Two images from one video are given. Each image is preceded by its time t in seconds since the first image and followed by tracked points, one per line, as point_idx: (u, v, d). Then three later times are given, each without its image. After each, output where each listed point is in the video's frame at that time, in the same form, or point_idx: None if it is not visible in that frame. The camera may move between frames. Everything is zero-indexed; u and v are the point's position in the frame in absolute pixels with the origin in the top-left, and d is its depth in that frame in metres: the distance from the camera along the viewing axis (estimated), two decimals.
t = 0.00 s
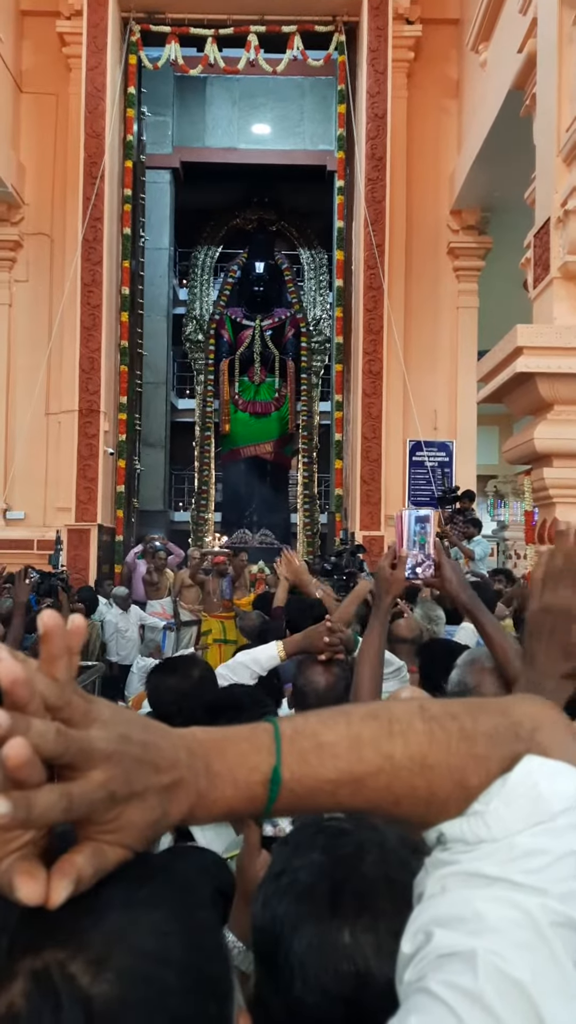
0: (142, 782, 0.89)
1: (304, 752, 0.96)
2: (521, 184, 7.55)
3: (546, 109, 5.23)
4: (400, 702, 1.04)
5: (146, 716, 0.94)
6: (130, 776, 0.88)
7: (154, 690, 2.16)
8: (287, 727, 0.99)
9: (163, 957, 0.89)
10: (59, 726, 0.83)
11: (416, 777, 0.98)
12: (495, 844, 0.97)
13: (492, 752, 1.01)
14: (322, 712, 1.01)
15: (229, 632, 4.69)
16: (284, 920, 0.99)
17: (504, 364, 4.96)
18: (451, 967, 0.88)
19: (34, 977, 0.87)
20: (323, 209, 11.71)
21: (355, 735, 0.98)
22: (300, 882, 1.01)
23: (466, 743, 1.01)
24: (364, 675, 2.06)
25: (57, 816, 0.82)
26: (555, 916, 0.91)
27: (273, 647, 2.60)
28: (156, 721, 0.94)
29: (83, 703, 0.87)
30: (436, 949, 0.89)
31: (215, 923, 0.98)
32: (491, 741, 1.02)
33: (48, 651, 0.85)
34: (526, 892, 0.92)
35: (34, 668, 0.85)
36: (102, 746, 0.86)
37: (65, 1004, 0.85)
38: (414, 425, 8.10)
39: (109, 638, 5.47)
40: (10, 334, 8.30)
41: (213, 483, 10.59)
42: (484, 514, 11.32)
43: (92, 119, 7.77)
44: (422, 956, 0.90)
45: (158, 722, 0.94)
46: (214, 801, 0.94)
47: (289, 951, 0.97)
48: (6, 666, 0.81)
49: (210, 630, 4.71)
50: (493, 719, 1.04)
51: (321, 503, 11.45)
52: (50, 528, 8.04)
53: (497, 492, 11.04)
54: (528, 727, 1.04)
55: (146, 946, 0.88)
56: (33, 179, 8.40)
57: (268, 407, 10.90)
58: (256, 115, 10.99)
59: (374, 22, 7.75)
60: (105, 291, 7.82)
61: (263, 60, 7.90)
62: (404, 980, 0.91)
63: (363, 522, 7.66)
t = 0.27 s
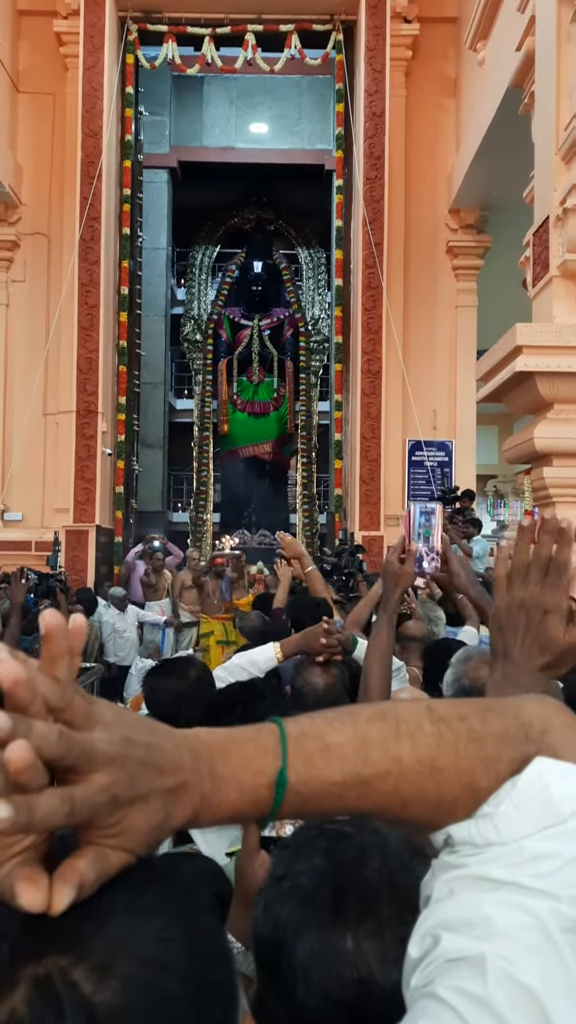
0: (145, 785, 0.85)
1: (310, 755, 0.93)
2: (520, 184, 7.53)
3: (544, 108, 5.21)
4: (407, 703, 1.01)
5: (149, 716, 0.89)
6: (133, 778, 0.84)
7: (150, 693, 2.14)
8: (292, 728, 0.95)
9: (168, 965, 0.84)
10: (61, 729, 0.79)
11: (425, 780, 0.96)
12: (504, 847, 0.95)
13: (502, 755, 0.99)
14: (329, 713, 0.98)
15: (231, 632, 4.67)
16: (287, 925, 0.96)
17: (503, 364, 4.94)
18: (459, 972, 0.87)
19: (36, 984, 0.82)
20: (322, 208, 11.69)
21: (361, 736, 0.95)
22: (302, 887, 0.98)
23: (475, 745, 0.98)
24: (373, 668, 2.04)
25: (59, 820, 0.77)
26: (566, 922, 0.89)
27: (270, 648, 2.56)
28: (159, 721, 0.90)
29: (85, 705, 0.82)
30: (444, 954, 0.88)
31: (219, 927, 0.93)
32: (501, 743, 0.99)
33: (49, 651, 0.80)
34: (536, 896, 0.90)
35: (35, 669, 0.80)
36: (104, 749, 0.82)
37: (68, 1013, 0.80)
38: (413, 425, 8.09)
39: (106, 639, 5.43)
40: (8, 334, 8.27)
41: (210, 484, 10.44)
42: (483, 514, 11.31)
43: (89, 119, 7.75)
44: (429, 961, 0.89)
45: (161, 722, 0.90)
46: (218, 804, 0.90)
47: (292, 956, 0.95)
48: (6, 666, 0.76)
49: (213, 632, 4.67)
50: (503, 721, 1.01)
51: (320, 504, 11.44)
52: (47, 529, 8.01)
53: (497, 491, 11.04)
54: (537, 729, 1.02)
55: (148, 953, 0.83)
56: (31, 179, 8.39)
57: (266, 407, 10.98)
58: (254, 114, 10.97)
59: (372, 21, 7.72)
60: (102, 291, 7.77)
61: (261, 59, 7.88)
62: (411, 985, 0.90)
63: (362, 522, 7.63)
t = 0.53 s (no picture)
0: (143, 786, 0.85)
1: (305, 756, 0.93)
2: (518, 184, 7.52)
3: (542, 109, 5.20)
4: (401, 705, 1.00)
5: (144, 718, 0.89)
6: (130, 780, 0.84)
7: (147, 694, 2.14)
8: (288, 730, 0.95)
9: (166, 966, 0.83)
10: (59, 731, 0.79)
11: (419, 782, 0.95)
12: (497, 848, 0.94)
13: (496, 756, 0.98)
14: (324, 714, 0.97)
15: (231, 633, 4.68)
16: (281, 930, 0.96)
17: (501, 364, 4.94)
18: (453, 973, 0.87)
19: (37, 983, 0.82)
20: (321, 209, 11.67)
21: (357, 738, 0.95)
22: (297, 891, 0.98)
23: (469, 746, 0.98)
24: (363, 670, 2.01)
25: (58, 821, 0.78)
26: (559, 923, 0.89)
27: (265, 653, 2.56)
28: (155, 723, 0.90)
29: (83, 708, 0.83)
30: (438, 954, 0.89)
31: (214, 925, 0.92)
32: (495, 744, 0.99)
33: (47, 655, 0.81)
34: (529, 898, 0.90)
35: (33, 673, 0.81)
36: (102, 750, 0.82)
37: (70, 1011, 0.80)
38: (412, 425, 8.08)
39: (105, 640, 5.44)
40: (6, 336, 8.27)
41: (209, 484, 10.55)
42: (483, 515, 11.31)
43: (86, 121, 7.76)
44: (423, 962, 0.89)
45: (156, 724, 0.89)
46: (214, 805, 0.90)
47: (287, 960, 0.95)
48: (5, 670, 0.76)
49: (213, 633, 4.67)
50: (498, 723, 1.00)
51: (319, 504, 11.43)
52: (47, 531, 8.02)
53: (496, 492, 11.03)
54: (531, 731, 1.01)
55: (145, 953, 0.83)
56: (29, 181, 8.39)
57: (265, 408, 10.97)
58: (252, 115, 10.97)
59: (369, 22, 7.74)
60: (100, 292, 7.77)
61: (258, 61, 7.89)
62: (405, 985, 0.90)
63: (361, 523, 7.63)
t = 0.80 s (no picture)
0: (146, 795, 0.84)
1: (307, 766, 0.92)
2: (514, 186, 7.53)
3: (538, 113, 5.21)
4: (402, 716, 1.00)
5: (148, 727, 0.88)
6: (135, 789, 0.83)
7: (144, 699, 2.14)
8: (290, 740, 0.94)
9: (166, 971, 0.84)
10: (65, 741, 0.78)
11: (420, 793, 0.95)
12: (498, 859, 0.93)
13: (496, 767, 0.97)
14: (327, 724, 0.96)
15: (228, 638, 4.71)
16: (277, 939, 0.97)
17: (498, 367, 4.95)
18: (453, 982, 0.88)
19: (40, 988, 0.83)
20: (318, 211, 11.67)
21: (359, 749, 0.94)
22: (293, 899, 0.99)
23: (470, 757, 0.97)
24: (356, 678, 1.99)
25: (63, 828, 0.77)
26: (557, 932, 0.89)
27: (261, 655, 2.53)
28: (158, 732, 0.89)
29: (88, 717, 0.82)
30: (438, 963, 0.89)
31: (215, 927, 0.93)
32: (496, 756, 0.98)
33: (54, 666, 0.79)
34: (529, 909, 0.90)
35: (39, 683, 0.79)
36: (108, 759, 0.81)
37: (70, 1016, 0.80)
38: (409, 427, 8.08)
39: (103, 644, 5.45)
40: (3, 338, 8.26)
41: (206, 487, 10.48)
42: (480, 517, 11.33)
43: (83, 125, 7.77)
44: (423, 970, 0.89)
45: (159, 733, 0.89)
46: (217, 814, 0.89)
47: (282, 969, 0.95)
48: (13, 681, 0.76)
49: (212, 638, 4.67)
50: (497, 735, 1.00)
51: (317, 507, 11.43)
52: (44, 534, 8.02)
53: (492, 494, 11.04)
54: (531, 743, 1.01)
55: (147, 959, 0.83)
56: (26, 185, 8.40)
57: (262, 410, 10.99)
58: (249, 118, 10.99)
59: (366, 26, 7.76)
60: (98, 296, 7.78)
61: (255, 65, 7.91)
62: (405, 993, 0.90)
63: (358, 526, 7.63)
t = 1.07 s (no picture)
0: (144, 806, 0.85)
1: (307, 779, 0.93)
2: (513, 190, 7.55)
3: (536, 118, 5.22)
4: (402, 730, 1.01)
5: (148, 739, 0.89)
6: (133, 800, 0.84)
7: (147, 699, 2.15)
8: (291, 754, 0.95)
9: (162, 986, 0.84)
10: (62, 751, 0.79)
11: (419, 806, 0.95)
12: (498, 874, 0.94)
13: (496, 782, 0.98)
14: (327, 737, 0.97)
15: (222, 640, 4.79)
16: (271, 953, 0.94)
17: (496, 370, 4.96)
18: (449, 998, 0.88)
19: (33, 1000, 0.82)
20: (317, 214, 11.71)
21: (358, 763, 0.95)
22: (286, 913, 0.96)
23: (471, 772, 0.98)
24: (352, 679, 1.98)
25: (57, 840, 0.77)
26: (556, 949, 0.89)
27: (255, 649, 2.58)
28: (159, 745, 0.90)
29: (86, 729, 0.83)
30: (435, 978, 0.88)
31: (210, 940, 0.95)
32: (496, 771, 0.98)
33: (52, 677, 0.80)
34: (527, 925, 0.90)
35: (38, 695, 0.80)
36: (104, 771, 0.82)
37: None
38: (408, 429, 8.08)
39: (103, 646, 5.45)
40: (3, 340, 8.27)
41: (206, 490, 10.53)
42: (479, 519, 11.37)
43: (83, 127, 7.78)
44: (421, 984, 0.89)
45: (159, 746, 0.90)
46: (215, 827, 0.90)
47: (276, 984, 0.93)
48: (10, 692, 0.76)
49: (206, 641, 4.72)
50: (499, 749, 1.00)
51: (315, 509, 11.43)
52: (43, 536, 8.03)
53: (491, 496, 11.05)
54: (532, 758, 1.01)
55: (140, 970, 0.84)
56: (25, 186, 8.41)
57: (261, 413, 11.00)
58: (248, 120, 11.00)
59: (365, 29, 7.79)
60: (97, 298, 7.79)
61: (254, 67, 7.92)
62: (402, 1006, 0.89)
63: (357, 528, 7.64)
